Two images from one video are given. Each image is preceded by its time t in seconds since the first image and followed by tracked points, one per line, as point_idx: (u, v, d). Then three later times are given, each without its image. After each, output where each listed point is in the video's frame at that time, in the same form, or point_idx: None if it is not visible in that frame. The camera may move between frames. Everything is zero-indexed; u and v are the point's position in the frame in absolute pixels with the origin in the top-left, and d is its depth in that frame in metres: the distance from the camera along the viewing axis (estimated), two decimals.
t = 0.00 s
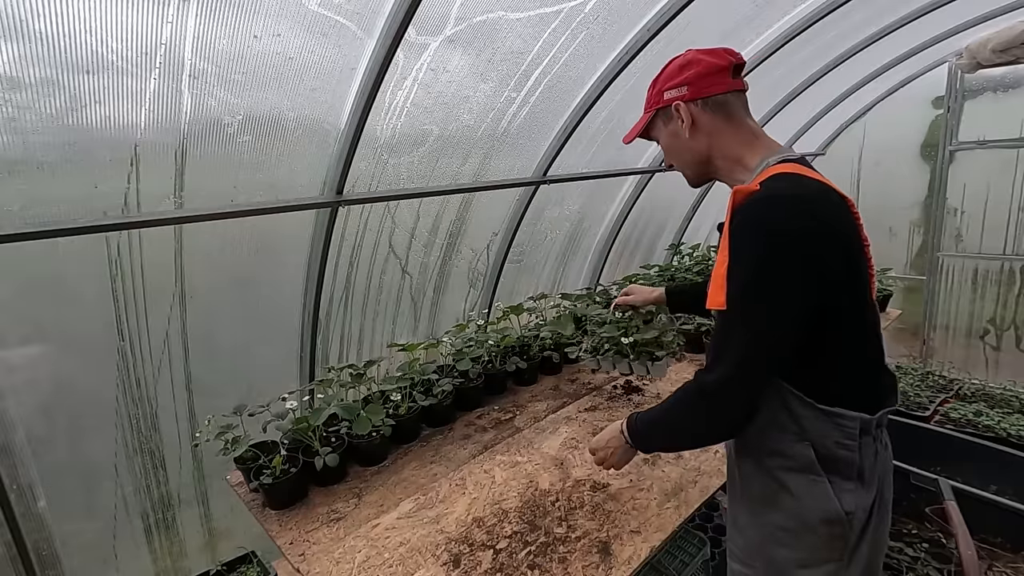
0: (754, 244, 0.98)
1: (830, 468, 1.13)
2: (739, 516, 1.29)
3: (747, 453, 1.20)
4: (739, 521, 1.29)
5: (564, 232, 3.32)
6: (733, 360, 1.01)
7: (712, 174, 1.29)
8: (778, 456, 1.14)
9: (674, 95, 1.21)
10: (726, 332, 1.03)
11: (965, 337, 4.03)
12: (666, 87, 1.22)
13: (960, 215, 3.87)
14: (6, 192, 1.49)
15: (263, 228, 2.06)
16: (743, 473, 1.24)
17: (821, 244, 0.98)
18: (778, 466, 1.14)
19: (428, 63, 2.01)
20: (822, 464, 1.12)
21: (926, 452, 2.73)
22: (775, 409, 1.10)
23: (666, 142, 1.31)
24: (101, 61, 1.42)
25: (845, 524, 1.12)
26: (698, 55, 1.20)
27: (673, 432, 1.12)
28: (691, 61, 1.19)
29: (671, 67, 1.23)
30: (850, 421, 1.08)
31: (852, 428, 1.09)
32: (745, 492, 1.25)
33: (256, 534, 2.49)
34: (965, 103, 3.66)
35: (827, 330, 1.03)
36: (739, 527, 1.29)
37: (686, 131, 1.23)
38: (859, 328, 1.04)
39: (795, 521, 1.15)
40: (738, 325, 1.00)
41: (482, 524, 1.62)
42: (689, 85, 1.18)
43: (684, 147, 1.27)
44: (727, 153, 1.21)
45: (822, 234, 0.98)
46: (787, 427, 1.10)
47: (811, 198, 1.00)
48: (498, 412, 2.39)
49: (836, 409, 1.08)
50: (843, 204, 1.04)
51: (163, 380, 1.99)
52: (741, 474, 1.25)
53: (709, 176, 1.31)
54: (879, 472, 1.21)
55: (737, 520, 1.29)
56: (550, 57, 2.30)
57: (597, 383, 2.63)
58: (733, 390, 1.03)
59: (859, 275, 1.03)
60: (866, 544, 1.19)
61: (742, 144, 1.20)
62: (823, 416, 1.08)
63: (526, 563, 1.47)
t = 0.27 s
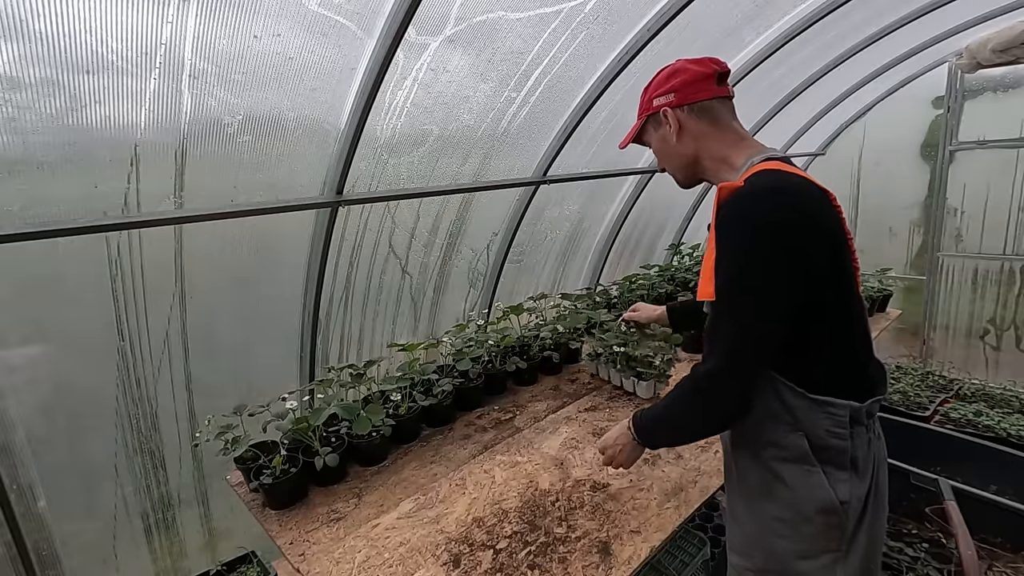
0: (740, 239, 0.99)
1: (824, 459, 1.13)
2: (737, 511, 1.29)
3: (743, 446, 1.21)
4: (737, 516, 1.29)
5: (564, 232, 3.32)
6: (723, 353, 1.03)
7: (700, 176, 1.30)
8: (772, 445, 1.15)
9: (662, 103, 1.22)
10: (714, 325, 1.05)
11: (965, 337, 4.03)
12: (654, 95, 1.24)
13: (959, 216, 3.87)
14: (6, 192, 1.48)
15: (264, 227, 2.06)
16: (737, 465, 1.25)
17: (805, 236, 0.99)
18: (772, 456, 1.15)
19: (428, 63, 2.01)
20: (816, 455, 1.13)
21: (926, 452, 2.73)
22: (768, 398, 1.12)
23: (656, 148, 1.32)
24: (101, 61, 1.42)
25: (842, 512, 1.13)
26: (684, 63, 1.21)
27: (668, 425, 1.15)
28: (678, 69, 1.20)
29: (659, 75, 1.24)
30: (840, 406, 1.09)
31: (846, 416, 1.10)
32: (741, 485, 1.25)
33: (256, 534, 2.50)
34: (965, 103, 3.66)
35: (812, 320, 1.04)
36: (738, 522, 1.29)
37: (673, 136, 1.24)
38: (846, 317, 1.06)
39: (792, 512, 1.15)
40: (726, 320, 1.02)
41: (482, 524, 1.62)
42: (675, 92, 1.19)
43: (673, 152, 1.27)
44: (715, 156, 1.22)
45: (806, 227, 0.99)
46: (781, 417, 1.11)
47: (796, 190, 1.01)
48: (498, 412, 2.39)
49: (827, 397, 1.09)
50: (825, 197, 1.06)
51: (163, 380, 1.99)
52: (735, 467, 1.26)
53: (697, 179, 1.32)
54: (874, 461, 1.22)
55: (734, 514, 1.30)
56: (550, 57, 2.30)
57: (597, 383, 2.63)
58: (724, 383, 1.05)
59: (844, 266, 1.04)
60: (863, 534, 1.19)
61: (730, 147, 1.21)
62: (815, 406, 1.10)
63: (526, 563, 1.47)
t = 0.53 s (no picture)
0: (736, 233, 1.00)
1: (823, 456, 1.13)
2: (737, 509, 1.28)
3: (744, 441, 1.21)
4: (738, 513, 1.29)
5: (564, 232, 3.32)
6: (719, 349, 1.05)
7: (700, 176, 1.30)
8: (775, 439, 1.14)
9: (664, 103, 1.22)
10: (711, 319, 1.06)
11: (965, 337, 4.03)
12: (656, 95, 1.23)
13: (959, 216, 3.88)
14: (6, 192, 1.48)
15: (264, 228, 2.06)
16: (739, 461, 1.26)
17: (803, 234, 0.99)
18: (772, 453, 1.15)
19: (428, 63, 2.01)
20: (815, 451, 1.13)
21: (926, 452, 2.73)
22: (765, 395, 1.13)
23: (657, 147, 1.31)
24: (102, 61, 1.42)
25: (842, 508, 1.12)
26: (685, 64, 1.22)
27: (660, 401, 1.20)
28: (679, 70, 1.20)
29: (660, 75, 1.24)
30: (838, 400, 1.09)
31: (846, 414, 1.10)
32: (741, 481, 1.25)
33: (255, 534, 2.50)
34: (965, 103, 3.66)
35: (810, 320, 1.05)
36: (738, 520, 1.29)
37: (677, 136, 1.24)
38: (845, 317, 1.06)
39: (792, 508, 1.15)
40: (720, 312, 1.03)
41: (482, 524, 1.62)
42: (677, 92, 1.19)
43: (676, 151, 1.27)
44: (716, 155, 1.22)
45: (805, 226, 1.00)
46: (778, 413, 1.12)
47: (795, 188, 1.01)
48: (498, 412, 2.39)
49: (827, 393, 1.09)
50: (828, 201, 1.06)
51: (163, 380, 1.99)
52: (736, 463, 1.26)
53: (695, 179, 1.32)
54: (873, 458, 1.22)
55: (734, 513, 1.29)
56: (550, 57, 2.30)
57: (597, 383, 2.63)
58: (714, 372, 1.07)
59: (844, 265, 1.04)
60: (864, 530, 1.20)
61: (731, 147, 1.21)
62: (813, 402, 1.10)
63: (526, 563, 1.47)
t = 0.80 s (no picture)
0: (741, 235, 1.00)
1: (829, 453, 1.13)
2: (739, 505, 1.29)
3: (747, 438, 1.21)
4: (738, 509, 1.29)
5: (564, 232, 3.33)
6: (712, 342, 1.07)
7: (714, 172, 1.26)
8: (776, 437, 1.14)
9: (708, 82, 1.19)
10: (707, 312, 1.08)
11: (965, 337, 4.03)
12: (698, 74, 1.19)
13: (959, 215, 3.87)
14: (6, 192, 1.48)
15: (264, 228, 2.06)
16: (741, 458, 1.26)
17: (805, 234, 1.00)
18: (777, 450, 1.15)
19: (428, 63, 2.01)
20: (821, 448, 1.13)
21: (926, 452, 2.73)
22: (770, 392, 1.12)
23: (689, 128, 1.21)
24: (102, 61, 1.42)
25: (846, 506, 1.12)
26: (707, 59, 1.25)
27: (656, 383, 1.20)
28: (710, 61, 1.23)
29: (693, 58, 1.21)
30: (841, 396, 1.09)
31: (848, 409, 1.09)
32: (745, 480, 1.24)
33: (256, 534, 2.50)
34: (965, 103, 3.66)
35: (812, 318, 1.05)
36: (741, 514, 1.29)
37: (716, 119, 1.20)
38: (844, 315, 1.07)
39: (797, 506, 1.15)
40: (722, 309, 1.03)
41: (482, 524, 1.62)
42: (717, 77, 1.20)
43: (711, 133, 1.20)
44: (744, 144, 1.23)
45: (807, 226, 1.00)
46: (783, 409, 1.12)
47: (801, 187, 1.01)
48: (498, 412, 2.39)
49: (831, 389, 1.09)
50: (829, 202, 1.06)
51: (163, 380, 1.99)
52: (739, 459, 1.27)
53: (704, 175, 1.27)
54: (878, 457, 1.22)
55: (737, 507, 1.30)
56: (550, 57, 2.30)
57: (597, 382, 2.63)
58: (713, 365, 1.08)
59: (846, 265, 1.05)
60: (868, 527, 1.20)
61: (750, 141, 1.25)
62: (820, 398, 1.10)
63: (526, 563, 1.47)
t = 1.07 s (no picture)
0: (792, 229, 1.01)
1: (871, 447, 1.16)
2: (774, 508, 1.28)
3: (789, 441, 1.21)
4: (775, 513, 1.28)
5: (564, 232, 3.33)
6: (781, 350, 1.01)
7: (738, 172, 1.22)
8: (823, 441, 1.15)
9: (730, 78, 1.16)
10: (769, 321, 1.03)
11: (965, 337, 4.03)
12: (722, 70, 1.15)
13: (959, 215, 3.87)
14: (6, 192, 1.49)
15: (263, 228, 2.06)
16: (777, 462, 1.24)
17: (848, 224, 1.02)
18: (821, 449, 1.16)
19: (428, 63, 2.01)
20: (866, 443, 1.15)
21: (926, 452, 2.73)
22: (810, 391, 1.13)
23: (725, 126, 1.15)
24: (101, 61, 1.42)
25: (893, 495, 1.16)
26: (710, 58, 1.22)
27: (713, 443, 1.10)
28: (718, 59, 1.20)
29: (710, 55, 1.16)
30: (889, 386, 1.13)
31: (891, 400, 1.14)
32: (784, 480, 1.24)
33: (255, 534, 2.50)
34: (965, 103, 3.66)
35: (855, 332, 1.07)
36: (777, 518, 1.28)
37: (741, 117, 1.18)
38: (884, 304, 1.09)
39: (844, 503, 1.15)
40: (781, 342, 1.00)
41: (482, 524, 1.62)
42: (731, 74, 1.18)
43: (740, 131, 1.17)
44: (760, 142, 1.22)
45: (849, 217, 1.02)
46: (827, 408, 1.13)
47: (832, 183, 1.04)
48: (498, 412, 2.39)
49: (876, 385, 1.12)
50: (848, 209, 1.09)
51: (163, 380, 1.99)
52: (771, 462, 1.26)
53: (728, 177, 1.22)
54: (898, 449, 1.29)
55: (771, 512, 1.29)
56: (550, 57, 2.30)
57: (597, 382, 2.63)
58: (780, 405, 1.04)
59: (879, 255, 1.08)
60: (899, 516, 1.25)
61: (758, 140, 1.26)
62: (863, 393, 1.12)
63: (526, 563, 1.47)
